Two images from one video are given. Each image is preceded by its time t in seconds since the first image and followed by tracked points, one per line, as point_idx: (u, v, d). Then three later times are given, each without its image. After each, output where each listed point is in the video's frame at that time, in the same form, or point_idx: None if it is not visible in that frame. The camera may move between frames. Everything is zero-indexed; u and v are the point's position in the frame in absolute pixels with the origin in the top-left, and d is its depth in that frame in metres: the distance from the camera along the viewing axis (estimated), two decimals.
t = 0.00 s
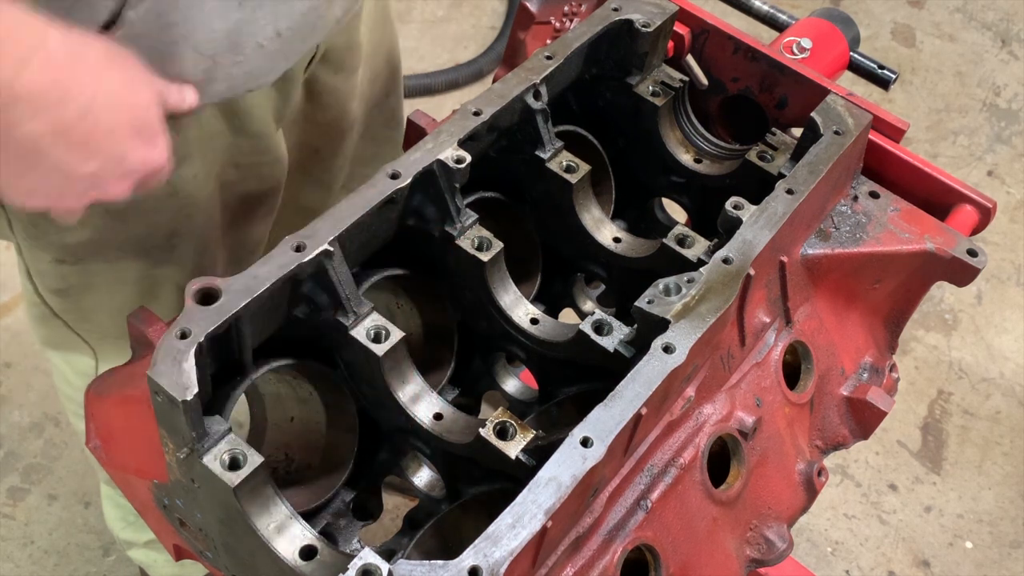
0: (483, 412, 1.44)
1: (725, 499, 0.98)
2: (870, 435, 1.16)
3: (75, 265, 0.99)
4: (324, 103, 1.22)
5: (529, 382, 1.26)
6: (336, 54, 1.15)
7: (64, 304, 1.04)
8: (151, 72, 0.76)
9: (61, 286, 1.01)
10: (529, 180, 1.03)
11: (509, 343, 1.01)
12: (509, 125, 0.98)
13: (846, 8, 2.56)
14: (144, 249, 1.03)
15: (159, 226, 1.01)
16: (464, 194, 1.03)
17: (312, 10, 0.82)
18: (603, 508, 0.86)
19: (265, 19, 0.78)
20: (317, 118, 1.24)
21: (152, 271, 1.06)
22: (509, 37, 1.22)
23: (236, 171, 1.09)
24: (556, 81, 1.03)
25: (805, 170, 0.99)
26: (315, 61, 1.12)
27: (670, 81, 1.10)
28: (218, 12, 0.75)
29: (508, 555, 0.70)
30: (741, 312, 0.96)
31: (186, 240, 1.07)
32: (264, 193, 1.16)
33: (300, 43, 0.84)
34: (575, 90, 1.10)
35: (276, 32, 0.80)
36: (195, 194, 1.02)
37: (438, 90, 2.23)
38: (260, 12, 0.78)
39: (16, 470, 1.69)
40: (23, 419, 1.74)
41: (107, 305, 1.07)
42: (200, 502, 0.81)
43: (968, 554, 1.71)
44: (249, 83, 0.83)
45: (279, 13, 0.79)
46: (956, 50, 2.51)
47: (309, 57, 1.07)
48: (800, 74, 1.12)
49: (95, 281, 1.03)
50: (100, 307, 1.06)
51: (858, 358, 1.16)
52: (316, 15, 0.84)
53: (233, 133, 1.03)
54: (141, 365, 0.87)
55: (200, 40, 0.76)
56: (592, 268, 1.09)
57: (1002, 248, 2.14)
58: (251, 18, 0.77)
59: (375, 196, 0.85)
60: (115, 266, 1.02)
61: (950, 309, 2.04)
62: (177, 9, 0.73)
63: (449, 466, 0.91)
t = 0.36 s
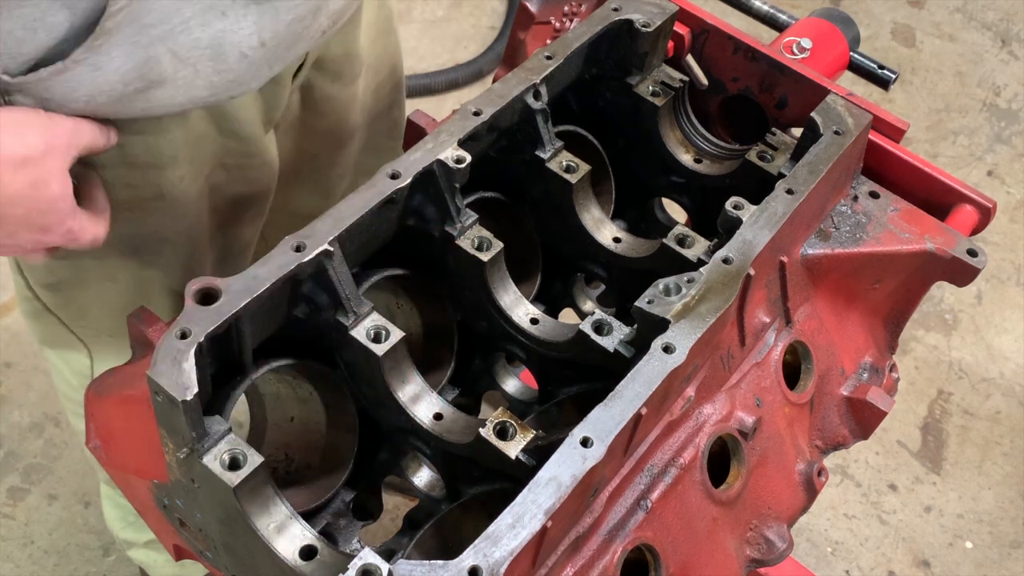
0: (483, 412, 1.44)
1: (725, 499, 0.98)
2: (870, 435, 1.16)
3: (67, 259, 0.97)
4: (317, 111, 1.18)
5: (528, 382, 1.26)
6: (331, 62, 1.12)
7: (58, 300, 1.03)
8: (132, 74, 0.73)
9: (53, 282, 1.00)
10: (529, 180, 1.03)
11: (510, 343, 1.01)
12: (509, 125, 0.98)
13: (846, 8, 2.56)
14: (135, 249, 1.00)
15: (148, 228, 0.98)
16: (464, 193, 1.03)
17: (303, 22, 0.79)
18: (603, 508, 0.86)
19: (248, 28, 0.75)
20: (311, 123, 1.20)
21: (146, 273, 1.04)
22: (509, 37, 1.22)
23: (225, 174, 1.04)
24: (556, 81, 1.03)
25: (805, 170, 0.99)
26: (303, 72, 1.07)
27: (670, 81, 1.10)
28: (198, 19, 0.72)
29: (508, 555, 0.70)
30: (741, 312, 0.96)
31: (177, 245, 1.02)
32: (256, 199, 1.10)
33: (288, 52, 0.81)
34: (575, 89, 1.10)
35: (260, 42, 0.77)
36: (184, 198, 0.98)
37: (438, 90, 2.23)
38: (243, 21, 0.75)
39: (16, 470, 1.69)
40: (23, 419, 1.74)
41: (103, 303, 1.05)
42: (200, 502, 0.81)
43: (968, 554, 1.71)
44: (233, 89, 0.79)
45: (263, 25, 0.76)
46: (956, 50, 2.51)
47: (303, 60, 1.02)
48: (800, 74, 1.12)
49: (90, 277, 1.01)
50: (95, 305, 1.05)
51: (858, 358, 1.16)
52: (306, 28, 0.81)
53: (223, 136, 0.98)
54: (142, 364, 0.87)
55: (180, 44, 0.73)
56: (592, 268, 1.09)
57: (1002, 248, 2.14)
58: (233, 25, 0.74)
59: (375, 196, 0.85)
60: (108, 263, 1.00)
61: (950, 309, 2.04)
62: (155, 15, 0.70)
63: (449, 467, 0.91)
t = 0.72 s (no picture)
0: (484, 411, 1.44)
1: (725, 499, 0.98)
2: (870, 435, 1.16)
3: (34, 262, 0.89)
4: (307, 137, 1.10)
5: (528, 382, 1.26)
6: (321, 90, 1.04)
7: (37, 308, 0.95)
8: (81, 81, 0.70)
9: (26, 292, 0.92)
10: (530, 180, 1.03)
11: (510, 343, 1.01)
12: (509, 125, 0.98)
13: (846, 8, 2.56)
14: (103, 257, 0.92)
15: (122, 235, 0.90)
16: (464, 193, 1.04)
17: (272, 44, 0.77)
18: (603, 508, 0.86)
19: (210, 41, 0.72)
20: (299, 146, 1.10)
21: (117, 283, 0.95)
22: (509, 36, 1.22)
23: (195, 186, 0.98)
24: (556, 81, 1.03)
25: (805, 170, 0.99)
26: (274, 91, 0.98)
27: (670, 81, 1.10)
28: (156, 28, 0.69)
29: (508, 555, 0.70)
30: (741, 312, 0.96)
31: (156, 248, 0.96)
32: (224, 213, 1.05)
33: (253, 70, 0.78)
34: (575, 88, 1.10)
35: (222, 58, 0.74)
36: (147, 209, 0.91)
37: (438, 90, 2.23)
38: (203, 34, 0.72)
39: (16, 470, 1.69)
40: (23, 419, 1.74)
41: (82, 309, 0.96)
42: (199, 502, 0.81)
43: (968, 554, 1.71)
44: (194, 103, 0.76)
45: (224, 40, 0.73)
46: (956, 50, 2.51)
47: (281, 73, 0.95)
48: (800, 74, 1.12)
49: (64, 281, 0.92)
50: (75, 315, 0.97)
51: (858, 358, 1.16)
52: (276, 50, 0.77)
53: (191, 148, 0.93)
54: (142, 364, 0.87)
55: (134, 49, 0.70)
56: (592, 268, 1.09)
57: (1002, 248, 2.14)
58: (194, 38, 0.71)
59: (376, 196, 0.85)
60: (81, 268, 0.92)
61: (950, 309, 2.04)
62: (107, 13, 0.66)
63: (449, 467, 0.91)
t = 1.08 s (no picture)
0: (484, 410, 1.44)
1: (725, 499, 0.98)
2: (870, 435, 1.16)
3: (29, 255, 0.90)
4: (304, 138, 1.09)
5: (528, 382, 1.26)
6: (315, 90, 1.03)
7: (33, 303, 0.95)
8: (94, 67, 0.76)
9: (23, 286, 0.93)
10: (529, 180, 1.03)
11: (510, 343, 1.00)
12: (509, 125, 0.99)
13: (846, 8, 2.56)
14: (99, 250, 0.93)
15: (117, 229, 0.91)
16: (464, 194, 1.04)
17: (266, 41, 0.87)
18: (603, 508, 0.86)
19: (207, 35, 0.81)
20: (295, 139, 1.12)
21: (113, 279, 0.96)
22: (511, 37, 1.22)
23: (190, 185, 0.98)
24: (556, 81, 1.03)
25: (805, 170, 0.99)
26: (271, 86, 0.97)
27: (669, 81, 1.10)
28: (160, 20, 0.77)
29: (508, 555, 0.70)
30: (741, 312, 0.96)
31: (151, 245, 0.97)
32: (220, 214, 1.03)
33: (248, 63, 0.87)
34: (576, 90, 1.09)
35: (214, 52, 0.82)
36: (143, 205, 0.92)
37: (438, 90, 2.23)
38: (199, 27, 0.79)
39: (16, 470, 1.69)
40: (23, 419, 1.74)
41: (80, 304, 0.98)
42: (199, 502, 0.81)
43: (968, 555, 1.71)
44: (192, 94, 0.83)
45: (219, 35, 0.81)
46: (956, 50, 2.51)
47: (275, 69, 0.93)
48: (800, 74, 1.12)
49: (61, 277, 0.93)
50: (73, 309, 0.98)
51: (858, 358, 1.16)
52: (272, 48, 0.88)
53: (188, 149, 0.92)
54: (143, 364, 0.87)
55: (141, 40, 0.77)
56: (592, 268, 1.09)
57: (1001, 248, 2.14)
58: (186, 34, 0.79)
59: (376, 196, 0.85)
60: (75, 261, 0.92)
61: (950, 309, 2.04)
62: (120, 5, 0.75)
63: (449, 467, 0.92)
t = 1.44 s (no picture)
0: (484, 411, 1.43)
1: (725, 500, 0.98)
2: (870, 435, 1.16)
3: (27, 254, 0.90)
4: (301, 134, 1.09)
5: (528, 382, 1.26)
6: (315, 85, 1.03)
7: (31, 301, 0.95)
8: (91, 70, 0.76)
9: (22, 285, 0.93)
10: (528, 179, 1.04)
11: (510, 344, 1.00)
12: (510, 124, 0.99)
13: (846, 8, 2.56)
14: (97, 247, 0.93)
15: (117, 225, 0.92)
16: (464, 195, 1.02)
17: (266, 40, 0.89)
18: (603, 508, 0.86)
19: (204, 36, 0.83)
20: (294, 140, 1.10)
21: (112, 278, 0.97)
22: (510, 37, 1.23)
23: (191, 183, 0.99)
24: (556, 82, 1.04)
25: (805, 170, 0.99)
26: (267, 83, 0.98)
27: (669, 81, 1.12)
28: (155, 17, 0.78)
29: (508, 555, 0.70)
30: (741, 312, 0.96)
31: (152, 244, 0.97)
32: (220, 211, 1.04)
33: (249, 63, 0.89)
34: (576, 91, 1.08)
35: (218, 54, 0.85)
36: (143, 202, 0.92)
37: (438, 90, 2.23)
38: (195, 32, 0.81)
39: (16, 470, 1.69)
40: (23, 419, 1.74)
41: (79, 303, 0.98)
42: (199, 502, 0.81)
43: (968, 555, 1.71)
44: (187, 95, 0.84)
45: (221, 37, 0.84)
46: (956, 50, 2.51)
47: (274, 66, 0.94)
48: (800, 74, 1.12)
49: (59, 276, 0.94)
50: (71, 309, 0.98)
51: (858, 358, 1.16)
52: (272, 48, 0.90)
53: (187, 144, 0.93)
54: (142, 363, 0.87)
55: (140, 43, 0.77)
56: (592, 268, 1.08)
57: (1001, 248, 2.14)
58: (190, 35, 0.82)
59: (376, 195, 0.86)
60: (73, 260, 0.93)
61: (950, 309, 2.04)
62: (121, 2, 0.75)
63: (449, 467, 0.91)
